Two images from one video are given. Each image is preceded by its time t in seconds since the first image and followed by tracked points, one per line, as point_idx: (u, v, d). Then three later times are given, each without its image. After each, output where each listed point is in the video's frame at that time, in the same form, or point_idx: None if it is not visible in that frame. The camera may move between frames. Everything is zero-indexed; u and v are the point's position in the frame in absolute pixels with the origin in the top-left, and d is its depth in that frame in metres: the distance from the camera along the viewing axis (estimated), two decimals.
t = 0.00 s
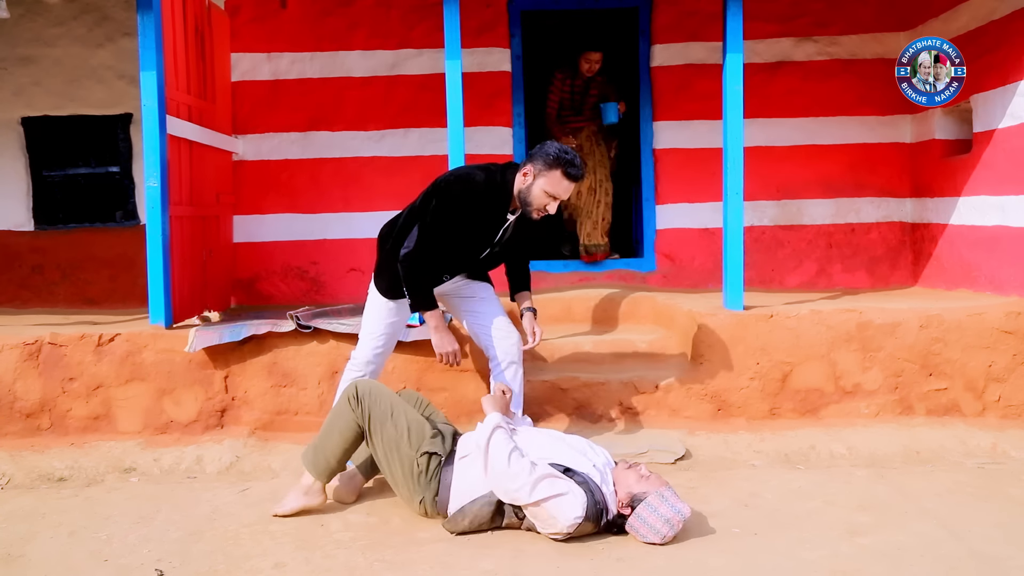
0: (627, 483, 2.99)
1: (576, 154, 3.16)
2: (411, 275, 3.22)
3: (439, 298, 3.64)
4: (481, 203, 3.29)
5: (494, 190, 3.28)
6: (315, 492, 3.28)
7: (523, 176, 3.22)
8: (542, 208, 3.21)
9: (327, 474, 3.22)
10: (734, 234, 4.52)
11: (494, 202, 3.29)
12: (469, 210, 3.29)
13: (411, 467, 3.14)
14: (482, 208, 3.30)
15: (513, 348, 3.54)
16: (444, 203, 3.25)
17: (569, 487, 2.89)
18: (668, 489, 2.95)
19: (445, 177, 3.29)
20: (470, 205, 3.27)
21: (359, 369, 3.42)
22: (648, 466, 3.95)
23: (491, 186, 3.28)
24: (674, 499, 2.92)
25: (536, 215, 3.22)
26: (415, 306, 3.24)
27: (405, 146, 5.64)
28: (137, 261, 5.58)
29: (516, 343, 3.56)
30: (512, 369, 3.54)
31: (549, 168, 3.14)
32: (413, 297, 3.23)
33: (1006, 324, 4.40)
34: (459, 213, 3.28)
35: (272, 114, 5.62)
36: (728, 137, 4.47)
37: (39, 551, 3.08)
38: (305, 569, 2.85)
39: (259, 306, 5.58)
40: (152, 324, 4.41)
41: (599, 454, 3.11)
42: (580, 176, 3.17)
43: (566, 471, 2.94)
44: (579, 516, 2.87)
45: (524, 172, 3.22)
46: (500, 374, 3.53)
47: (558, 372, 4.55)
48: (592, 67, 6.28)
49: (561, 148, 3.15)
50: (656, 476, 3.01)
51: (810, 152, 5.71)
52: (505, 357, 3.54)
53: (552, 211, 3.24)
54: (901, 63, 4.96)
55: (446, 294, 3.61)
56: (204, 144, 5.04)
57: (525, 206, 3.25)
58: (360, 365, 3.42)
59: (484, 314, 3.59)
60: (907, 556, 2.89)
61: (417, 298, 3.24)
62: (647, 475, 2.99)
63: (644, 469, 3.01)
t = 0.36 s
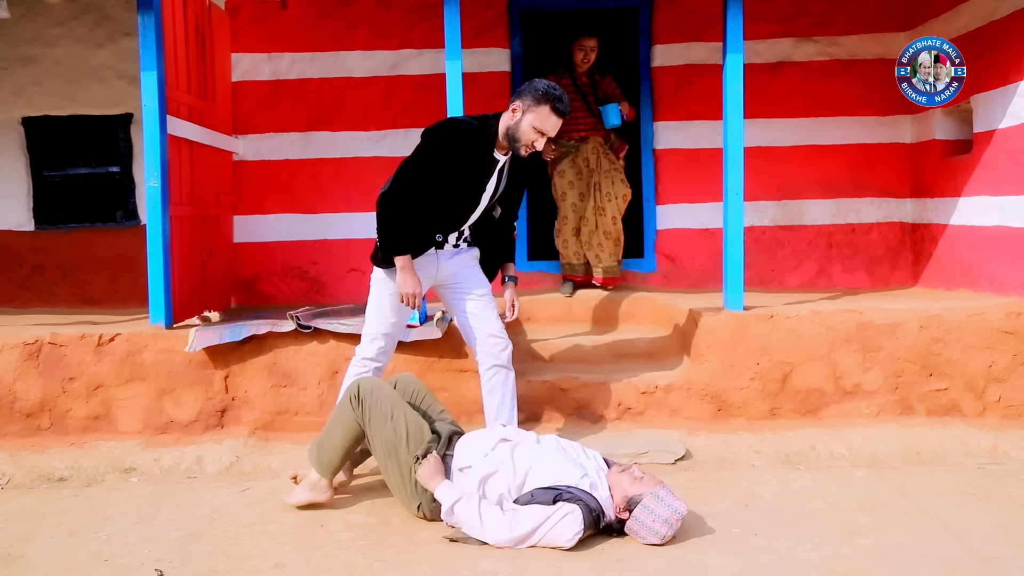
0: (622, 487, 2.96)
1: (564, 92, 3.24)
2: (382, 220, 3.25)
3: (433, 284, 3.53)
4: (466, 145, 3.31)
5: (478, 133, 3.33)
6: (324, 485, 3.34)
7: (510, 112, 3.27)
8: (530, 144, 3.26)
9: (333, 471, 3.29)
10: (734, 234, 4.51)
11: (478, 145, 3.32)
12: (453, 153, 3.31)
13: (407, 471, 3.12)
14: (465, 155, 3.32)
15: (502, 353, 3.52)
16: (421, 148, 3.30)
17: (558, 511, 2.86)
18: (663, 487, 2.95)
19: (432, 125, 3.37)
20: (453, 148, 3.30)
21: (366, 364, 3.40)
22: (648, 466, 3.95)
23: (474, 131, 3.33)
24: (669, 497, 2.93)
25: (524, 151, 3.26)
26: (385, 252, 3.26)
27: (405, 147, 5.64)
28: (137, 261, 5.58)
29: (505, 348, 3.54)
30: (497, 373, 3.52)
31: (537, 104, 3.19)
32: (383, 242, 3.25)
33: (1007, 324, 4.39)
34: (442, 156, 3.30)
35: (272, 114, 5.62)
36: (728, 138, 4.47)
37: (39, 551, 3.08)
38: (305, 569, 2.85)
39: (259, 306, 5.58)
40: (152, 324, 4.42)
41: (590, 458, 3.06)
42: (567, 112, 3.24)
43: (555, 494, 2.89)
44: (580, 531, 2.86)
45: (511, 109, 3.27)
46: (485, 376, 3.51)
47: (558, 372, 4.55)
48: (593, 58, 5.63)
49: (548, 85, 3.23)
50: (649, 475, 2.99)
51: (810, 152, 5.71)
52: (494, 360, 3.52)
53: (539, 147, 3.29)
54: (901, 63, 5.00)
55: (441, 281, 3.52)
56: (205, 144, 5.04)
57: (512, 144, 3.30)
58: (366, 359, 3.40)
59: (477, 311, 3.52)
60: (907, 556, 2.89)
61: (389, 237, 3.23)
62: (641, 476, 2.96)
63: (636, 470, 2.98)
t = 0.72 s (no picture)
0: (623, 489, 2.95)
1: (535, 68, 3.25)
2: (365, 217, 3.25)
3: (427, 284, 3.51)
4: (439, 130, 3.30)
5: (451, 118, 3.31)
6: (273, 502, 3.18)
7: (482, 90, 3.28)
8: (503, 121, 3.27)
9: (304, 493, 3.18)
10: (734, 235, 4.50)
11: (452, 130, 3.31)
12: (428, 141, 3.29)
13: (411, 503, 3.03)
14: (438, 139, 3.30)
15: (496, 356, 3.51)
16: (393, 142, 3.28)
17: (562, 517, 2.86)
18: (665, 491, 2.96)
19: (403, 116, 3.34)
20: (427, 136, 3.29)
21: (362, 367, 3.39)
22: (649, 468, 3.96)
23: (445, 115, 3.30)
24: (671, 502, 2.93)
25: (497, 128, 3.27)
26: (372, 248, 3.28)
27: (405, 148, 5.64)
28: (137, 262, 5.59)
29: (499, 351, 3.53)
30: (492, 376, 3.51)
31: (508, 80, 3.21)
32: (369, 239, 3.27)
33: (1007, 326, 4.39)
34: (416, 143, 3.28)
35: (272, 116, 5.63)
36: (728, 140, 4.46)
37: (38, 553, 3.08)
38: (305, 571, 2.85)
39: (260, 308, 5.59)
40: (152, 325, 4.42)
41: (589, 458, 3.04)
42: (538, 88, 3.26)
43: (558, 499, 2.88)
44: (582, 536, 2.88)
45: (483, 87, 3.28)
46: (479, 380, 3.50)
47: (558, 374, 4.55)
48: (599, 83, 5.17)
49: (519, 60, 3.24)
50: (651, 478, 2.99)
51: (811, 154, 5.71)
52: (488, 363, 3.51)
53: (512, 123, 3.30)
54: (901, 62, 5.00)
55: (435, 282, 3.50)
56: (205, 145, 5.04)
57: (485, 122, 3.30)
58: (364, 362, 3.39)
59: (470, 315, 3.51)
60: (908, 558, 2.89)
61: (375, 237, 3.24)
62: (643, 480, 2.96)
63: (638, 473, 2.97)
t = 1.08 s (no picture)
0: (622, 494, 2.94)
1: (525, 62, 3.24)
2: (361, 219, 3.25)
3: (425, 284, 3.51)
4: (432, 130, 3.29)
5: (443, 118, 3.31)
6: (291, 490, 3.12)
7: (474, 86, 3.29)
8: (494, 117, 3.29)
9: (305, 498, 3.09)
10: (735, 237, 4.49)
11: (444, 130, 3.30)
12: (421, 141, 3.29)
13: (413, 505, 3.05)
14: (431, 138, 3.29)
15: (493, 359, 3.51)
16: (385, 142, 3.27)
17: (567, 525, 2.86)
18: (664, 495, 2.94)
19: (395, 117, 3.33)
20: (420, 136, 3.28)
21: (362, 368, 3.39)
22: (649, 470, 3.96)
23: (436, 113, 3.30)
24: (671, 505, 2.92)
25: (489, 124, 3.30)
26: (368, 250, 3.28)
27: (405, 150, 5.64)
28: (137, 264, 5.59)
29: (496, 354, 3.53)
30: (490, 378, 3.52)
31: (498, 76, 3.21)
32: (365, 241, 3.27)
33: (1007, 328, 4.39)
34: (408, 144, 3.27)
35: (272, 117, 5.63)
36: (728, 142, 4.46)
37: (38, 555, 3.08)
38: (305, 573, 2.85)
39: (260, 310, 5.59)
40: (152, 326, 4.43)
41: (591, 462, 3.02)
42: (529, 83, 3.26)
43: (564, 506, 2.87)
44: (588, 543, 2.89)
45: (474, 83, 3.29)
46: (477, 382, 3.51)
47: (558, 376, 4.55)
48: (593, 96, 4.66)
49: (509, 56, 3.23)
50: (650, 482, 2.97)
51: (811, 156, 5.71)
52: (484, 365, 3.51)
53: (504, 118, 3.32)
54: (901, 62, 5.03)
55: (433, 283, 3.50)
56: (206, 147, 5.04)
57: (476, 118, 3.32)
58: (363, 363, 3.39)
59: (466, 318, 3.51)
60: (908, 560, 2.89)
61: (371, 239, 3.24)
62: (642, 484, 2.94)
63: (637, 477, 2.96)
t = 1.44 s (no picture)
0: (621, 501, 2.93)
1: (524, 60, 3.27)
2: (366, 225, 3.25)
3: (426, 286, 3.51)
4: (432, 132, 3.28)
5: (443, 120, 3.30)
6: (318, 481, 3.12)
7: (479, 97, 3.27)
8: (506, 119, 3.34)
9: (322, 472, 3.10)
10: (735, 238, 4.49)
11: (444, 132, 3.30)
12: (422, 144, 3.27)
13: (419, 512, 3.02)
14: (431, 141, 3.28)
15: (493, 360, 3.52)
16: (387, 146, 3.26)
17: (570, 527, 2.86)
18: (664, 501, 2.93)
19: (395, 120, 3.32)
20: (420, 138, 3.26)
21: (362, 370, 3.39)
22: (649, 471, 3.96)
23: (437, 116, 3.29)
24: (671, 511, 2.91)
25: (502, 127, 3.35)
26: (374, 256, 3.29)
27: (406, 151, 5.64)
28: (137, 265, 5.59)
29: (496, 355, 3.53)
30: (491, 380, 3.52)
31: (508, 84, 3.23)
32: (371, 247, 3.27)
33: (1007, 329, 4.39)
34: (409, 147, 3.25)
35: (273, 118, 5.63)
36: (728, 143, 4.46)
37: (38, 556, 3.08)
38: (306, 573, 2.85)
39: (260, 311, 5.59)
40: (152, 328, 4.43)
41: (593, 464, 3.02)
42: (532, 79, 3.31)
43: (566, 509, 2.88)
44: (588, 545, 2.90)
45: (480, 94, 3.26)
46: (477, 383, 3.51)
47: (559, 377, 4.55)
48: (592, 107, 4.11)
49: (507, 58, 3.23)
50: (649, 486, 2.95)
51: (811, 156, 5.71)
52: (485, 367, 3.51)
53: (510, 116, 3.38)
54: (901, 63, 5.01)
55: (434, 284, 3.50)
56: (206, 148, 5.04)
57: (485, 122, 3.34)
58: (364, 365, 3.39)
59: (467, 319, 3.51)
60: (908, 561, 2.89)
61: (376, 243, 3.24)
62: (641, 490, 2.92)
63: (635, 482, 2.93)
